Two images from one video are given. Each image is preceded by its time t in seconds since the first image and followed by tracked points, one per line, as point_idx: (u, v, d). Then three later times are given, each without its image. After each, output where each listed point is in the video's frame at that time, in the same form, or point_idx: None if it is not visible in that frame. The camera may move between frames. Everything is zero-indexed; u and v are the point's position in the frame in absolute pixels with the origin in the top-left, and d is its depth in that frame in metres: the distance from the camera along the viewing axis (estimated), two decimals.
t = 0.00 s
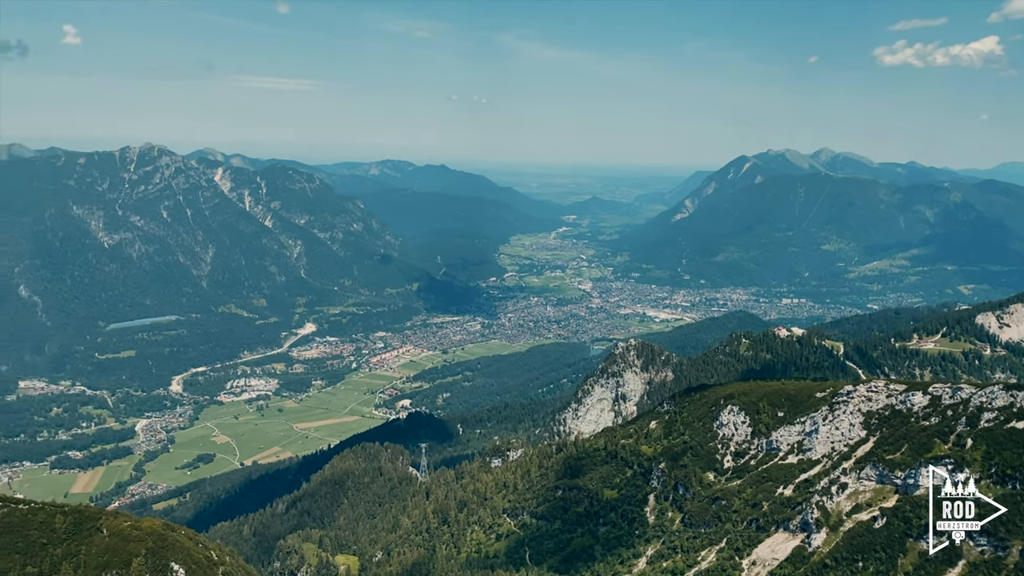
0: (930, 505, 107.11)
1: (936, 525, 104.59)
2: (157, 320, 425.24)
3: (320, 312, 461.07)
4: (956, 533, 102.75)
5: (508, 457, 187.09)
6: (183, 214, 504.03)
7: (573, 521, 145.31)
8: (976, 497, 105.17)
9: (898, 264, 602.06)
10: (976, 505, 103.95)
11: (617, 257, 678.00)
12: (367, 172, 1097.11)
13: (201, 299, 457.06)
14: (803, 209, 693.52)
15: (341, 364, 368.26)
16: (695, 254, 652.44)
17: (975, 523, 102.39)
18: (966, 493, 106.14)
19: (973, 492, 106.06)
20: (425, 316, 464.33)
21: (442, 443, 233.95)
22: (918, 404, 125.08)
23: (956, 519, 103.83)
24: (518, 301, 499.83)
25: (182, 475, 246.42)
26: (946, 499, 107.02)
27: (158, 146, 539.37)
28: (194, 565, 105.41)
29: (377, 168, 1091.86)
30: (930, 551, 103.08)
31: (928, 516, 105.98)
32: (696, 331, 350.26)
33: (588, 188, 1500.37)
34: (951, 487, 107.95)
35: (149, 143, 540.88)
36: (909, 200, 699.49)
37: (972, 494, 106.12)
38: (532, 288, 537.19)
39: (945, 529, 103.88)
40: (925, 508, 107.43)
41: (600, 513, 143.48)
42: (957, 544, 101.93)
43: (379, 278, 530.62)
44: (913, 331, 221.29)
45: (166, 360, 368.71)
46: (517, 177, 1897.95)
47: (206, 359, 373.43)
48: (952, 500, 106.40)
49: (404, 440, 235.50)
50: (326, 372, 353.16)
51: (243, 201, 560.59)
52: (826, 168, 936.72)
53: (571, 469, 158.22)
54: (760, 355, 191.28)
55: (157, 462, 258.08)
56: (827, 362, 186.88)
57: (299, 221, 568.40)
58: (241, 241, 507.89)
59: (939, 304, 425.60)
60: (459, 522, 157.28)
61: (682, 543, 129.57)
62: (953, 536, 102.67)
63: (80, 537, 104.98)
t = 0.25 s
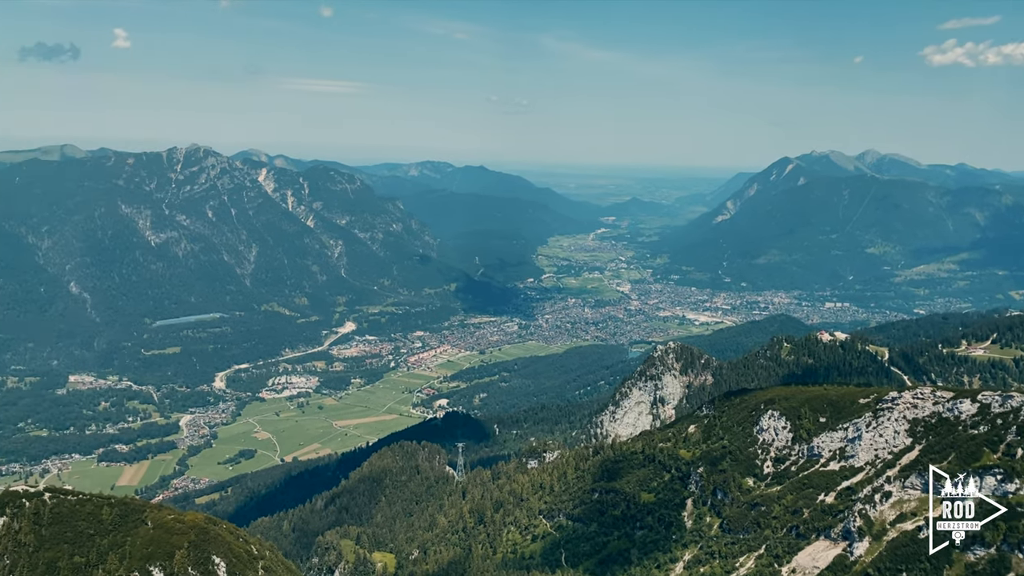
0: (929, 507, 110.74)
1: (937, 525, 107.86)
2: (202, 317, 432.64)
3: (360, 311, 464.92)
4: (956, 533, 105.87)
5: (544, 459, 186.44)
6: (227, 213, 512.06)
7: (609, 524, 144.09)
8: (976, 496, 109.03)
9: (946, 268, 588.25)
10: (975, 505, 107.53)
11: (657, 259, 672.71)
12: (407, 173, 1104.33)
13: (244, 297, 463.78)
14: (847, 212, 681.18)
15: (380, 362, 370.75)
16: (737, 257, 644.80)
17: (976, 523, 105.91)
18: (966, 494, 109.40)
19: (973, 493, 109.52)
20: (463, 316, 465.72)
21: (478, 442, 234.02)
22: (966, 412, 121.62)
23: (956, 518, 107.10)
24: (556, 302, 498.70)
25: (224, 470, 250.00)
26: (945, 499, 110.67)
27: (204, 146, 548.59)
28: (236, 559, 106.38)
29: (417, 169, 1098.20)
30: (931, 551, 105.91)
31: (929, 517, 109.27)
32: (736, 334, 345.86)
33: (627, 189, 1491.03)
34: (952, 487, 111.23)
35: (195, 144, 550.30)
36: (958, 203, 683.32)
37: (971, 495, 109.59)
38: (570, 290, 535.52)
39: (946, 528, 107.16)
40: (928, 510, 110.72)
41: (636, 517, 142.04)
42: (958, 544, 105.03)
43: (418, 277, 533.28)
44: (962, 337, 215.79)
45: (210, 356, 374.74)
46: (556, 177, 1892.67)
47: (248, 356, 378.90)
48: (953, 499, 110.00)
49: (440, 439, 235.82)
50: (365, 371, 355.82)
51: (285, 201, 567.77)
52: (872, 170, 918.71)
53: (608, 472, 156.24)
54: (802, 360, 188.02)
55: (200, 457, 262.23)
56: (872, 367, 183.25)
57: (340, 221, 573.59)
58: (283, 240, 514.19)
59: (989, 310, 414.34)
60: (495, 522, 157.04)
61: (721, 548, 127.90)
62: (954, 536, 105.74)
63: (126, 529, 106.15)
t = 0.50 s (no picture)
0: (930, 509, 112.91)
1: (937, 526, 110.02)
2: (247, 315, 439.44)
3: (401, 311, 467.70)
4: (955, 533, 107.90)
5: (583, 461, 185.16)
6: (273, 213, 519.35)
7: (648, 528, 142.48)
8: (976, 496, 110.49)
9: (1000, 272, 572.13)
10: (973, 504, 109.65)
11: (699, 261, 665.76)
12: (449, 174, 1109.54)
13: (289, 295, 470.02)
14: (896, 214, 666.59)
15: (420, 362, 372.40)
16: (782, 260, 635.31)
17: (974, 523, 107.94)
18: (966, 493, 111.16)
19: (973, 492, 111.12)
20: (502, 317, 466.00)
21: (517, 443, 233.39)
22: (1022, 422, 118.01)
23: (956, 519, 109.22)
24: (597, 303, 496.30)
25: (267, 465, 253.22)
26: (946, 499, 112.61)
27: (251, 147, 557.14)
28: (278, 553, 107.51)
29: (458, 169, 1103.02)
30: (932, 551, 107.92)
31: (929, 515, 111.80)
32: (780, 338, 340.20)
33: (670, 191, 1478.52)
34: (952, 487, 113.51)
35: (242, 145, 559.01)
36: (1013, 206, 663.98)
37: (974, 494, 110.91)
38: (611, 291, 532.55)
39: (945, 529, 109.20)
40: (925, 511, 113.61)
41: (676, 521, 140.21)
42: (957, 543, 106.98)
43: (459, 277, 534.78)
44: (1016, 344, 209.15)
45: (254, 353, 380.40)
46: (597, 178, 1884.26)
47: (292, 354, 383.68)
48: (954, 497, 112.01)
49: (479, 438, 235.57)
50: (406, 370, 357.79)
51: (329, 202, 574.00)
52: (923, 172, 897.30)
53: (648, 476, 154.13)
54: (848, 365, 183.87)
55: (244, 452, 266.02)
56: (920, 373, 178.83)
57: (382, 221, 577.72)
58: (327, 240, 519.61)
59: None
60: (533, 523, 156.24)
61: (762, 555, 125.63)
62: (954, 536, 107.68)
63: (172, 520, 107.05)
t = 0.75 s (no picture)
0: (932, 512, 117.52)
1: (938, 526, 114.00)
2: (289, 313, 444.81)
3: (439, 310, 469.39)
4: (956, 531, 111.71)
5: (621, 464, 183.74)
6: (315, 213, 525.21)
7: (686, 532, 140.59)
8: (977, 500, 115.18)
9: None
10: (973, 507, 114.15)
11: (741, 263, 657.72)
12: (488, 174, 1111.55)
13: (330, 294, 474.74)
14: (945, 217, 651.23)
15: (458, 361, 373.28)
16: (826, 263, 625.00)
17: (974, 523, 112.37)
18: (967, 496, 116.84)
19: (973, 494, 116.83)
20: (540, 317, 465.24)
21: (554, 444, 232.44)
22: None
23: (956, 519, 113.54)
24: (636, 305, 493.00)
25: (307, 461, 255.88)
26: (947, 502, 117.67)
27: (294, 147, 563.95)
28: (316, 549, 108.43)
29: (497, 170, 1105.22)
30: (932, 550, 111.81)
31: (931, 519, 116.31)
32: (823, 343, 334.09)
33: (712, 192, 1462.80)
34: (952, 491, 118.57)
35: (286, 145, 566.09)
36: None
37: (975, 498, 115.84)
38: (650, 293, 528.35)
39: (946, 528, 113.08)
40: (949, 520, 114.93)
41: (715, 526, 138.19)
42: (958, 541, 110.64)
43: (498, 277, 535.04)
44: None
45: (295, 350, 384.93)
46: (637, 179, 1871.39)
47: (332, 352, 387.35)
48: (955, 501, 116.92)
49: (515, 439, 234.96)
50: (444, 369, 358.90)
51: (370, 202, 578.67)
52: (974, 173, 874.85)
53: (687, 480, 152.00)
54: (894, 370, 179.40)
55: (285, 448, 269.08)
56: (970, 381, 174.00)
57: (422, 221, 580.41)
58: (367, 240, 523.66)
59: None
60: (570, 525, 155.03)
61: (803, 563, 123.25)
62: (954, 535, 111.42)
63: (214, 514, 108.19)
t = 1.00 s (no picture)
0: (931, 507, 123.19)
1: (938, 524, 120.26)
2: (325, 311, 449.12)
3: (473, 310, 470.21)
4: (956, 531, 118.26)
5: (655, 466, 182.25)
6: (351, 213, 529.63)
7: (720, 537, 138.89)
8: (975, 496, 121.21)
9: None
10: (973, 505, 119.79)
11: (778, 266, 649.62)
12: (523, 175, 1110.89)
13: (365, 293, 478.13)
14: (991, 220, 636.63)
15: (492, 361, 373.69)
16: (866, 266, 614.95)
17: (973, 521, 118.40)
18: (966, 493, 122.20)
19: (971, 492, 122.22)
20: (574, 318, 463.77)
21: (587, 444, 231.58)
22: None
23: (957, 519, 119.44)
24: (671, 307, 489.31)
25: (342, 459, 257.79)
26: (946, 498, 123.29)
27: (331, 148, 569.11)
28: (350, 546, 108.97)
29: (532, 171, 1104.80)
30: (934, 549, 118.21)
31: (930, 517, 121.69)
32: (863, 347, 328.56)
33: (750, 193, 1446.16)
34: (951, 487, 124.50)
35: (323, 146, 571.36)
36: None
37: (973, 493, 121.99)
38: (686, 295, 524.10)
39: (947, 527, 119.47)
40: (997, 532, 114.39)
41: (749, 531, 136.51)
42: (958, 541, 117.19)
43: (532, 278, 534.37)
44: None
45: (331, 349, 388.34)
46: (673, 180, 1856.43)
47: (367, 350, 389.96)
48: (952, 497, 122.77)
49: (547, 440, 234.22)
50: (478, 369, 359.44)
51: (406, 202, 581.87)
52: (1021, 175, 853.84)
53: (723, 484, 149.99)
54: (936, 376, 175.28)
55: (320, 445, 271.48)
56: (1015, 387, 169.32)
57: (457, 221, 581.87)
58: (403, 239, 526.43)
59: None
60: (603, 527, 153.83)
61: (840, 570, 121.99)
62: (954, 535, 117.95)
63: (251, 509, 109.34)
